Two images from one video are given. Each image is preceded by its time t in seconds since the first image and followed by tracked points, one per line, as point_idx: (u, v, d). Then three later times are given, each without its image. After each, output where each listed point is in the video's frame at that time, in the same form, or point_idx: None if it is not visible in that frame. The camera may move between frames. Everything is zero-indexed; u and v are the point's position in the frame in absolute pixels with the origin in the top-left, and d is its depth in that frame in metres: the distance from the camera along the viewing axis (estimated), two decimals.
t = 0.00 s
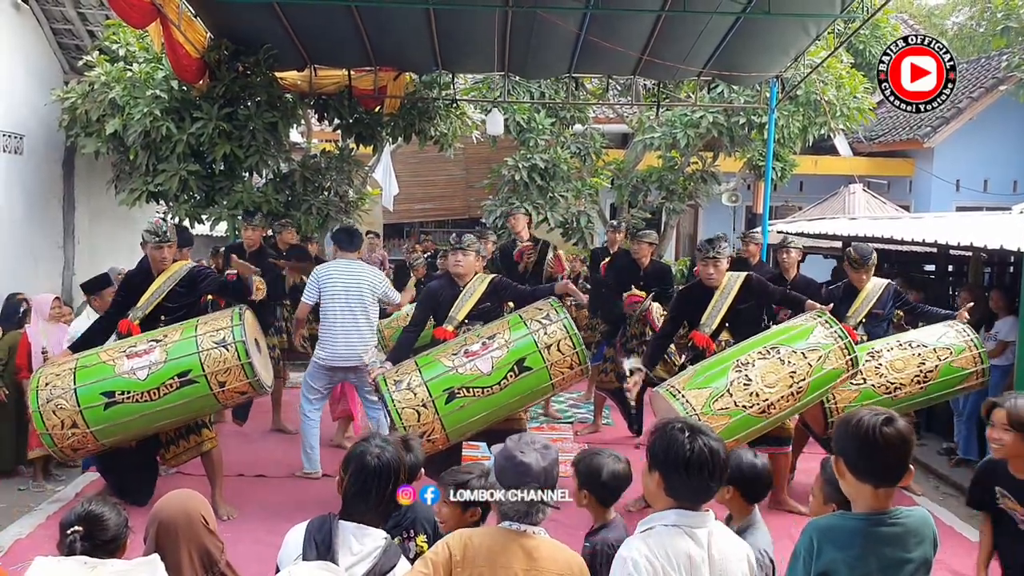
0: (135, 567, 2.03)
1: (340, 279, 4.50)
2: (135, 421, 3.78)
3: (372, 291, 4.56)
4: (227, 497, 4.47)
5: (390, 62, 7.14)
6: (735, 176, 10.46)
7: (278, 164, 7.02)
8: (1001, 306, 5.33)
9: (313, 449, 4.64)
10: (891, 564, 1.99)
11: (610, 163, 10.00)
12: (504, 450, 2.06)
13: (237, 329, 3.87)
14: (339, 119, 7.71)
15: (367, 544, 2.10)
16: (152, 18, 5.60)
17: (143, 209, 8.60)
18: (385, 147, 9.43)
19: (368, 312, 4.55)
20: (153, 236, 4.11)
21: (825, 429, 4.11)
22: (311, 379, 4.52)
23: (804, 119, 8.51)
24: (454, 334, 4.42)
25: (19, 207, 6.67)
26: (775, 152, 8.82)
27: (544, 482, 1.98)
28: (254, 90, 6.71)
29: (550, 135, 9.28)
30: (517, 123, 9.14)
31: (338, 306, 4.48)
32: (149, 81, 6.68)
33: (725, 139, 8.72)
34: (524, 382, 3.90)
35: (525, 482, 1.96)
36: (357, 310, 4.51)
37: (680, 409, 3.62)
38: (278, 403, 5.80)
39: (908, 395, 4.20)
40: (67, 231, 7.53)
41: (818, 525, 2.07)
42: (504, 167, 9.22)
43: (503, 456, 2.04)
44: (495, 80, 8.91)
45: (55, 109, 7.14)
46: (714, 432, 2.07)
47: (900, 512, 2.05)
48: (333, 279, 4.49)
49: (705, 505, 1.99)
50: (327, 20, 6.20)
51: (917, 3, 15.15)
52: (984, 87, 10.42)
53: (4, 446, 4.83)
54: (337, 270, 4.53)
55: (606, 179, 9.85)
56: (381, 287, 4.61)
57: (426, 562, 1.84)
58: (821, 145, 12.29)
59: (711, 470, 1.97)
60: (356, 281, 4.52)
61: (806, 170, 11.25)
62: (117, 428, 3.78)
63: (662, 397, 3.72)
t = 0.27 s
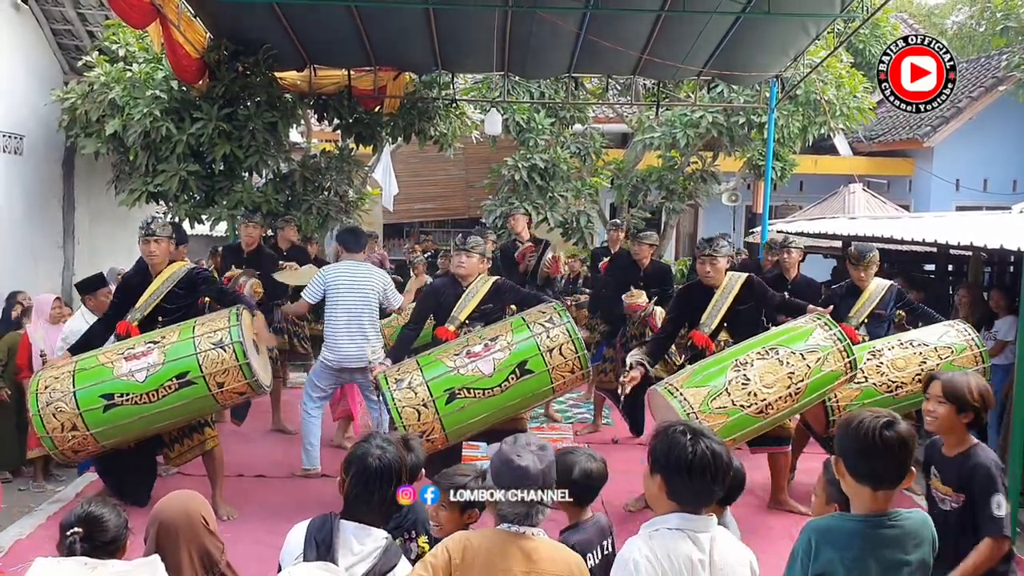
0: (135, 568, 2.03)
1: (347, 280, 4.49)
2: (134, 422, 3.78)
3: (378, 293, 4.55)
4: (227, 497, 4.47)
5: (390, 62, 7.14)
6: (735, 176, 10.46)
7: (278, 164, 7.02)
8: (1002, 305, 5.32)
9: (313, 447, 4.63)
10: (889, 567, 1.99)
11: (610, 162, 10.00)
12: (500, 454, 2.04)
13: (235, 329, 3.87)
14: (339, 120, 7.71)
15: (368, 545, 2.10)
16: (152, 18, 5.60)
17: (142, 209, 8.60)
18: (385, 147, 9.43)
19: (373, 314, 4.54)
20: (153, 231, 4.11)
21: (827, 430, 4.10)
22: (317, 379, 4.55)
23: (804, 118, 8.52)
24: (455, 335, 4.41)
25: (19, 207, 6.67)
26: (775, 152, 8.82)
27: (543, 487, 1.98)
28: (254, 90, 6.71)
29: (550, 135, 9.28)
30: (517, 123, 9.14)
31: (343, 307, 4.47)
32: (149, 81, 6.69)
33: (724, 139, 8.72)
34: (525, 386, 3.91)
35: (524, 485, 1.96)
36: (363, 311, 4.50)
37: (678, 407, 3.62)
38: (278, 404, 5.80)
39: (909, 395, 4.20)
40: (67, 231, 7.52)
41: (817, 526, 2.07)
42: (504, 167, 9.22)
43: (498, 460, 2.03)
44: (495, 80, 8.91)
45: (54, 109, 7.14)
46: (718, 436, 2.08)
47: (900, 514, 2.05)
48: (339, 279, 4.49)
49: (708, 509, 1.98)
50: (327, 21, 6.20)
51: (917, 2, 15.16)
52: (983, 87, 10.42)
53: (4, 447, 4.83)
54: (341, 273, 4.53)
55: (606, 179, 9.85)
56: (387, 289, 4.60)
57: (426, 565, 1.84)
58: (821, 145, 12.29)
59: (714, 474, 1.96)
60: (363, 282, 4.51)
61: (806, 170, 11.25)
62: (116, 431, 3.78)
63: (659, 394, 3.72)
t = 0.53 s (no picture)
0: (135, 568, 2.04)
1: (350, 274, 4.50)
2: (129, 419, 3.78)
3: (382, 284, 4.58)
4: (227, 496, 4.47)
5: (391, 62, 7.14)
6: (735, 176, 10.47)
7: (278, 164, 7.02)
8: (1002, 306, 5.32)
9: (321, 452, 4.64)
10: (890, 568, 2.00)
11: (610, 162, 10.01)
12: (499, 454, 2.00)
13: (232, 328, 3.87)
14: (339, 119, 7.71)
15: (370, 542, 2.10)
16: (151, 17, 5.60)
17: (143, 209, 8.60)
18: (385, 147, 9.44)
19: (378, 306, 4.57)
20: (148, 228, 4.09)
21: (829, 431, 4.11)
22: (324, 380, 4.53)
23: (804, 118, 8.52)
24: (451, 335, 4.42)
25: (19, 206, 6.67)
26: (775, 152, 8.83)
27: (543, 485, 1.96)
28: (253, 89, 6.72)
29: (550, 134, 9.29)
30: (516, 122, 9.14)
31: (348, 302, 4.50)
32: (149, 80, 6.70)
33: (725, 139, 8.72)
34: (519, 384, 3.91)
35: (526, 484, 1.93)
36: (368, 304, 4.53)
37: (677, 404, 3.63)
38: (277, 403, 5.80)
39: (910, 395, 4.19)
40: (67, 230, 7.53)
41: (817, 528, 2.07)
42: (504, 167, 9.22)
43: (497, 460, 1.99)
44: (495, 80, 8.92)
45: (54, 109, 7.14)
46: (719, 440, 2.08)
47: (899, 514, 2.05)
48: (341, 274, 4.49)
49: (710, 510, 1.99)
50: (327, 21, 6.21)
51: (917, 2, 15.16)
52: (983, 87, 10.43)
53: (5, 447, 4.84)
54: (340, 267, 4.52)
55: (606, 178, 9.85)
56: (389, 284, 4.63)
57: (426, 565, 1.86)
58: (821, 145, 12.30)
59: (715, 477, 1.97)
60: (366, 275, 4.53)
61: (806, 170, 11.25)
62: (110, 427, 3.78)
63: (659, 391, 3.73)
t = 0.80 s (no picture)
0: (135, 568, 2.04)
1: (353, 274, 4.51)
2: (129, 422, 3.79)
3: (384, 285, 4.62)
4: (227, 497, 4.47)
5: (390, 61, 7.14)
6: (734, 175, 10.47)
7: (278, 164, 7.03)
8: (1002, 305, 5.33)
9: (319, 451, 4.64)
10: (888, 567, 2.00)
11: (610, 162, 10.01)
12: (498, 454, 2.00)
13: (231, 330, 3.88)
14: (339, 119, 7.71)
15: (367, 539, 2.11)
16: (150, 17, 5.59)
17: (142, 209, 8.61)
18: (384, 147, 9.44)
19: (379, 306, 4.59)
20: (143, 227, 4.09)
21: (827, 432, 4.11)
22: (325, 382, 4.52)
23: (804, 118, 8.52)
24: (450, 335, 4.41)
25: (19, 207, 6.68)
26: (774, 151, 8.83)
27: (541, 485, 1.95)
28: (253, 89, 6.72)
29: (549, 134, 9.29)
30: (516, 122, 9.14)
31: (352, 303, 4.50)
32: (148, 81, 6.67)
33: (724, 139, 8.72)
34: (518, 386, 3.91)
35: (525, 484, 1.93)
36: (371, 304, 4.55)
37: (679, 405, 3.63)
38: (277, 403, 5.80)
39: (908, 394, 4.20)
40: (66, 230, 7.53)
41: (816, 527, 2.07)
42: (503, 166, 9.22)
43: (497, 460, 1.99)
44: (494, 80, 8.92)
45: (54, 109, 7.14)
46: (718, 441, 2.08)
47: (897, 514, 2.06)
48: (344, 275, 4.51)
49: (709, 510, 1.99)
50: (326, 21, 6.21)
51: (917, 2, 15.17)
52: (983, 87, 10.43)
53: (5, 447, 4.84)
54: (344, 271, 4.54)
55: (606, 178, 9.86)
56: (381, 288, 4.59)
57: (426, 565, 1.86)
58: (820, 144, 12.30)
59: (714, 478, 1.97)
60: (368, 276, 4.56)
61: (806, 169, 11.25)
62: (110, 430, 3.79)
63: (661, 391, 3.74)
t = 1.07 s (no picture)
0: (135, 568, 2.04)
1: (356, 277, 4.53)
2: (129, 422, 3.79)
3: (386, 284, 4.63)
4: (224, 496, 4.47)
5: (390, 61, 7.14)
6: (734, 175, 10.48)
7: (277, 164, 7.03)
8: (1002, 305, 5.33)
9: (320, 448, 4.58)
10: (887, 568, 2.00)
11: (610, 162, 10.01)
12: (498, 454, 2.01)
13: (230, 329, 3.87)
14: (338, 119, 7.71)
15: (363, 536, 2.10)
16: (150, 16, 5.59)
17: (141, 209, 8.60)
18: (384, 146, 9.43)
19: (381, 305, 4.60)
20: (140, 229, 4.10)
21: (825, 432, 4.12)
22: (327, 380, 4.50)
23: (803, 117, 8.52)
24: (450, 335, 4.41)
25: (18, 207, 6.68)
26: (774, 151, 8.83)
27: (541, 485, 1.95)
28: (253, 89, 6.72)
29: (549, 134, 9.30)
30: (516, 122, 9.15)
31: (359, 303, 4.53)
32: (147, 80, 6.67)
33: (724, 138, 8.72)
34: (519, 385, 3.91)
35: (524, 484, 1.93)
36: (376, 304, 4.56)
37: (680, 407, 3.62)
38: (276, 403, 5.80)
39: (908, 394, 4.20)
40: (65, 230, 7.52)
41: (814, 528, 2.07)
42: (503, 166, 9.22)
43: (497, 460, 1.99)
44: (494, 80, 8.94)
45: (53, 109, 7.14)
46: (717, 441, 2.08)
47: (895, 515, 2.06)
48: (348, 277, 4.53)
49: (707, 511, 1.99)
50: (326, 21, 6.22)
51: (916, 2, 15.18)
52: (982, 86, 10.43)
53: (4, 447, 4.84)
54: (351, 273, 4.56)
55: (606, 178, 9.86)
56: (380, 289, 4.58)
57: (426, 565, 1.86)
58: (820, 144, 12.30)
59: (712, 478, 1.97)
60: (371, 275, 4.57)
61: (806, 169, 11.25)
62: (110, 430, 3.79)
63: (662, 392, 3.72)
